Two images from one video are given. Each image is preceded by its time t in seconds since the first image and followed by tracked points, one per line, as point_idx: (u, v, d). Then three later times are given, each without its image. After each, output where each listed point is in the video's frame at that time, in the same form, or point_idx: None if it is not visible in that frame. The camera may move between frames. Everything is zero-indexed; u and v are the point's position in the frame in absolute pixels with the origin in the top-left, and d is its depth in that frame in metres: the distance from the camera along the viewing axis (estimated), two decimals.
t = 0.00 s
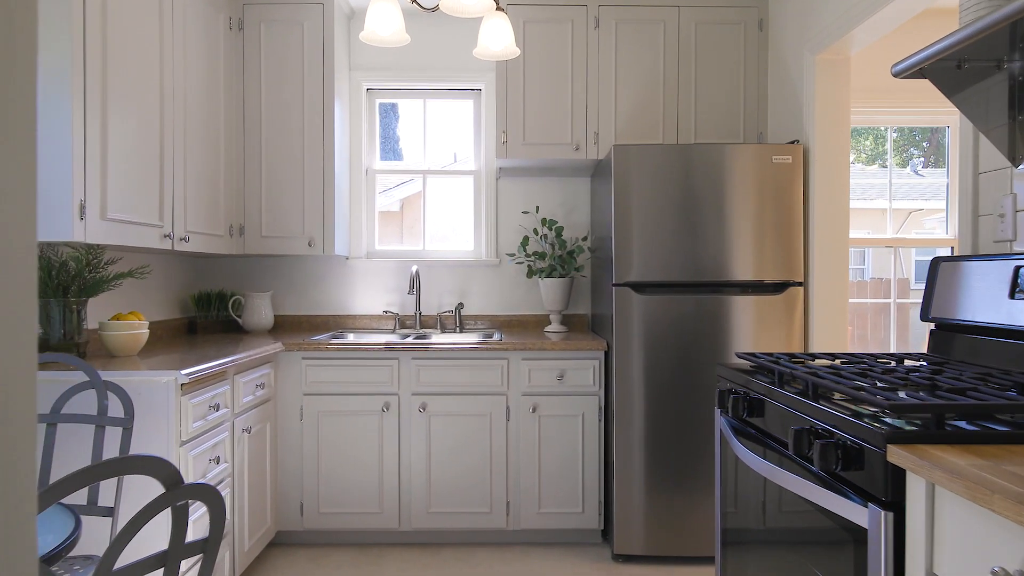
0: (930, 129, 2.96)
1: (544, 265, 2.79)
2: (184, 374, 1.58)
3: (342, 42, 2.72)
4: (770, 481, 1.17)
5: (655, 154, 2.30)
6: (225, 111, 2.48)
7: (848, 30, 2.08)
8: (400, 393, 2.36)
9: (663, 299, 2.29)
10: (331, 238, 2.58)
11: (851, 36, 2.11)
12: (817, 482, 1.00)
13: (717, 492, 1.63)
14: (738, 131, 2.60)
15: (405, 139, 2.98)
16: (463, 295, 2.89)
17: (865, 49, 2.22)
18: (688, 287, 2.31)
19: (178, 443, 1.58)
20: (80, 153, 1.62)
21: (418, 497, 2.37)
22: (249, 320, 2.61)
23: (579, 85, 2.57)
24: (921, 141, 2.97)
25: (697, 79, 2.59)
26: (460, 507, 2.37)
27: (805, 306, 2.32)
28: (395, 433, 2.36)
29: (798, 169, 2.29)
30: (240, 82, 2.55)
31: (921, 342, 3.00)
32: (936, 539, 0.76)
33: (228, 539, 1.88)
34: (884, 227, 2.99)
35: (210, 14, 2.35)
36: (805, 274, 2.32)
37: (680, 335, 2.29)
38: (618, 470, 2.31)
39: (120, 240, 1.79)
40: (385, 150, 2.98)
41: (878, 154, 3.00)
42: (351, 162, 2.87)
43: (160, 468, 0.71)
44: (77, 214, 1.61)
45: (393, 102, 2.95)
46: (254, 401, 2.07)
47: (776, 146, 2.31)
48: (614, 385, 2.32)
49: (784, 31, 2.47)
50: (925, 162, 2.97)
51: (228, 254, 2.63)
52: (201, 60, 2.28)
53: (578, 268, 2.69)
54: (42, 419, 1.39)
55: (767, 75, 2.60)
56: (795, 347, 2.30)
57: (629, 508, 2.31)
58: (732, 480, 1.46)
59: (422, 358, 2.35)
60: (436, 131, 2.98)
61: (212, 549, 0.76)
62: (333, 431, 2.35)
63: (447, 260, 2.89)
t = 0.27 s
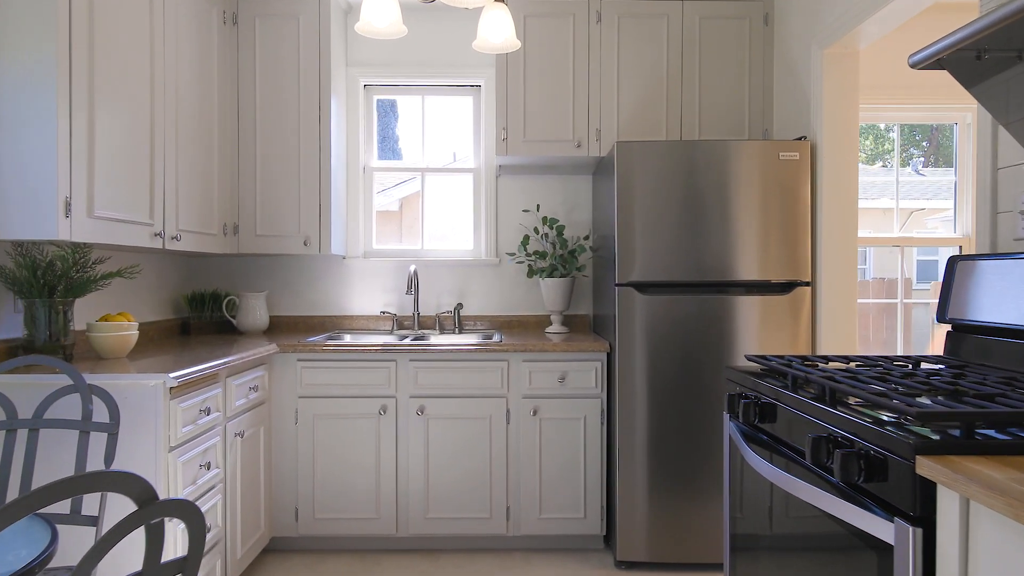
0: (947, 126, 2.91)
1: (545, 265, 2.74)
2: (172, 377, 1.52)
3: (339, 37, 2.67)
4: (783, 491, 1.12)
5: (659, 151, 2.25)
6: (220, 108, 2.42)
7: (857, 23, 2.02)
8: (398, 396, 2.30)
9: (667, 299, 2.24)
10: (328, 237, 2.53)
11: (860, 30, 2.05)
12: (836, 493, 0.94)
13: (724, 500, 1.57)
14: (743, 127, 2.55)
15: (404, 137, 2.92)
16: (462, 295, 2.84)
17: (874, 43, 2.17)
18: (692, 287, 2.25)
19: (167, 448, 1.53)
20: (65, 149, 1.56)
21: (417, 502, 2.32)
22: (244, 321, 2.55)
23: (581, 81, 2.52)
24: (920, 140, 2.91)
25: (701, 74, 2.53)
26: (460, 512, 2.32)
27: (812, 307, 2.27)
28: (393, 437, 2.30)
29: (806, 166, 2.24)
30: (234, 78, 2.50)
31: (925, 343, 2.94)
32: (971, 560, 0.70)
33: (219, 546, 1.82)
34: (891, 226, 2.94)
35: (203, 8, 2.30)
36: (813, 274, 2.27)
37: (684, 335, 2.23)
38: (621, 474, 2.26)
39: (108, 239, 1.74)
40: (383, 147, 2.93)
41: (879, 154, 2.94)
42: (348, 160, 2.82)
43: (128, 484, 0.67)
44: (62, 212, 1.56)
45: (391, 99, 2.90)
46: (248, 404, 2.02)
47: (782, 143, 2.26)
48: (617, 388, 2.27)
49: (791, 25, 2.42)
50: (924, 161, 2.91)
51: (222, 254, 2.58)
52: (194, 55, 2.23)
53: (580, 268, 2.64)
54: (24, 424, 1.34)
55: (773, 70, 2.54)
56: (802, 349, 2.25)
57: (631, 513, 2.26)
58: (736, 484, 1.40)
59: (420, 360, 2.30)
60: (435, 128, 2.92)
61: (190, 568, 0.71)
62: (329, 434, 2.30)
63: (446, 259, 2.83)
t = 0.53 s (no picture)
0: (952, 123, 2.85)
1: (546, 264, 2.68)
2: (160, 381, 1.46)
3: (335, 32, 2.61)
4: (798, 501, 1.06)
5: (663, 148, 2.19)
6: (213, 104, 2.37)
7: (867, 17, 1.96)
8: (395, 398, 2.25)
9: (671, 299, 2.18)
10: (324, 236, 2.47)
11: (869, 23, 2.00)
12: (859, 508, 0.89)
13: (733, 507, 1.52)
14: (748, 123, 2.49)
15: (401, 135, 2.87)
16: (461, 295, 2.78)
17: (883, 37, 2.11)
18: (697, 287, 2.20)
19: (155, 455, 1.47)
20: (48, 145, 1.51)
21: (414, 507, 2.26)
22: (238, 322, 2.50)
23: (583, 77, 2.46)
24: (920, 139, 2.87)
25: (705, 70, 2.48)
26: (459, 518, 2.27)
27: (821, 307, 2.21)
28: (390, 441, 2.25)
29: (814, 163, 2.19)
30: (227, 73, 2.44)
31: (928, 344, 2.87)
32: None
33: (211, 555, 1.77)
34: (898, 225, 2.88)
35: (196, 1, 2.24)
36: (822, 273, 2.21)
37: (688, 337, 2.18)
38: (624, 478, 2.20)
39: (94, 237, 1.68)
40: (380, 144, 2.87)
41: (879, 154, 2.89)
42: (345, 157, 2.77)
43: (95, 504, 0.62)
44: (46, 209, 1.51)
45: (389, 95, 2.84)
46: (241, 407, 1.96)
47: (790, 139, 2.20)
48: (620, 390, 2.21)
49: (797, 19, 2.36)
50: (924, 161, 2.86)
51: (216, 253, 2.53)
52: (187, 49, 2.17)
53: (582, 268, 2.58)
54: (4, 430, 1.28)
55: (779, 65, 2.48)
56: (810, 350, 2.19)
57: (634, 519, 2.21)
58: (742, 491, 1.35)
59: (419, 362, 2.25)
60: (434, 125, 2.87)
61: None
62: (325, 438, 2.24)
63: (445, 259, 2.78)
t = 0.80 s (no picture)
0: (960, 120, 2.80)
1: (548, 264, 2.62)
2: (147, 386, 1.41)
3: (332, 27, 2.56)
4: (816, 514, 1.00)
5: (667, 144, 2.14)
6: (206, 100, 2.31)
7: (877, 9, 1.91)
8: (392, 401, 2.19)
9: (675, 300, 2.12)
10: (319, 235, 2.42)
11: (880, 16, 1.94)
12: (884, 524, 0.83)
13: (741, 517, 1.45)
14: (754, 120, 2.44)
15: (399, 132, 2.81)
16: (460, 296, 2.72)
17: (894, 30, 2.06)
18: (702, 287, 2.14)
19: (140, 462, 1.41)
20: (30, 140, 1.45)
21: (412, 514, 2.20)
22: (232, 323, 2.44)
23: (585, 72, 2.41)
24: (922, 140, 2.81)
25: (710, 65, 2.43)
26: (457, 525, 2.21)
27: (830, 308, 2.16)
28: (387, 445, 2.19)
29: (823, 160, 2.13)
30: (221, 68, 2.39)
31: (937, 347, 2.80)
32: None
33: (201, 564, 1.71)
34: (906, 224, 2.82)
35: None
36: (831, 273, 2.16)
37: (690, 339, 2.12)
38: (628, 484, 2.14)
39: (79, 236, 1.62)
40: (377, 141, 2.81)
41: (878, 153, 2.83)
42: (342, 154, 2.71)
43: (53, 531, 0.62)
44: (27, 206, 1.45)
45: (386, 91, 2.79)
46: (233, 411, 1.91)
47: (798, 136, 2.15)
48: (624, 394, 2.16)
49: (804, 12, 2.31)
50: (926, 161, 2.81)
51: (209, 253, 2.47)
52: (177, 43, 2.11)
53: (584, 267, 2.52)
54: None
55: (786, 60, 2.43)
56: (818, 352, 2.13)
57: (638, 526, 2.15)
58: (749, 500, 1.29)
59: (416, 364, 2.19)
60: (432, 122, 2.81)
61: None
62: (321, 442, 2.18)
63: (443, 258, 2.72)
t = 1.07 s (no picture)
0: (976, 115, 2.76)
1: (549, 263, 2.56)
2: (131, 390, 1.35)
3: (328, 21, 2.50)
4: (836, 529, 0.94)
5: (671, 140, 2.08)
6: (198, 95, 2.26)
7: None
8: (389, 405, 2.13)
9: (680, 301, 2.06)
10: (315, 234, 2.36)
11: (892, 7, 1.88)
12: (913, 541, 0.76)
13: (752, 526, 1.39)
14: (760, 115, 2.38)
15: (397, 128, 2.75)
16: (460, 296, 2.66)
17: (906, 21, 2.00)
18: (708, 287, 2.08)
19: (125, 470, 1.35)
20: (10, 134, 1.39)
21: (410, 521, 2.14)
22: (226, 324, 2.39)
23: (587, 66, 2.35)
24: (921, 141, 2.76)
25: (715, 59, 2.37)
26: (456, 532, 2.15)
27: (840, 308, 2.10)
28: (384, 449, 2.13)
29: (833, 156, 2.07)
30: (214, 63, 2.33)
31: (942, 348, 2.75)
32: None
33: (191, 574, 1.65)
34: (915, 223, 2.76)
35: None
36: (841, 273, 2.10)
37: (696, 341, 2.06)
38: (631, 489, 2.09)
39: (63, 234, 1.56)
40: (375, 138, 2.75)
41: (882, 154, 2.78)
42: (338, 150, 2.65)
43: None
44: (7, 203, 1.39)
45: (384, 86, 2.73)
46: (224, 416, 1.84)
47: (808, 131, 2.09)
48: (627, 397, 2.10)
49: (812, 4, 2.25)
50: (926, 161, 2.75)
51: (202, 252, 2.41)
52: (168, 36, 2.05)
53: (586, 267, 2.46)
54: None
55: (793, 55, 2.37)
56: (828, 354, 2.07)
57: (642, 533, 2.09)
58: (759, 509, 1.23)
59: (413, 366, 2.13)
60: (431, 119, 2.75)
61: None
62: (316, 447, 2.12)
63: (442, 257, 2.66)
